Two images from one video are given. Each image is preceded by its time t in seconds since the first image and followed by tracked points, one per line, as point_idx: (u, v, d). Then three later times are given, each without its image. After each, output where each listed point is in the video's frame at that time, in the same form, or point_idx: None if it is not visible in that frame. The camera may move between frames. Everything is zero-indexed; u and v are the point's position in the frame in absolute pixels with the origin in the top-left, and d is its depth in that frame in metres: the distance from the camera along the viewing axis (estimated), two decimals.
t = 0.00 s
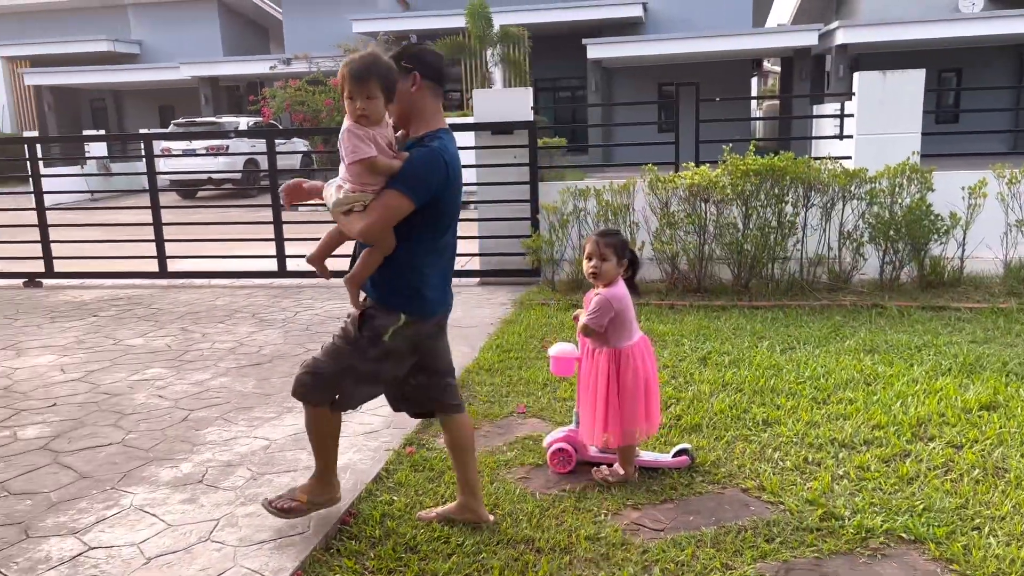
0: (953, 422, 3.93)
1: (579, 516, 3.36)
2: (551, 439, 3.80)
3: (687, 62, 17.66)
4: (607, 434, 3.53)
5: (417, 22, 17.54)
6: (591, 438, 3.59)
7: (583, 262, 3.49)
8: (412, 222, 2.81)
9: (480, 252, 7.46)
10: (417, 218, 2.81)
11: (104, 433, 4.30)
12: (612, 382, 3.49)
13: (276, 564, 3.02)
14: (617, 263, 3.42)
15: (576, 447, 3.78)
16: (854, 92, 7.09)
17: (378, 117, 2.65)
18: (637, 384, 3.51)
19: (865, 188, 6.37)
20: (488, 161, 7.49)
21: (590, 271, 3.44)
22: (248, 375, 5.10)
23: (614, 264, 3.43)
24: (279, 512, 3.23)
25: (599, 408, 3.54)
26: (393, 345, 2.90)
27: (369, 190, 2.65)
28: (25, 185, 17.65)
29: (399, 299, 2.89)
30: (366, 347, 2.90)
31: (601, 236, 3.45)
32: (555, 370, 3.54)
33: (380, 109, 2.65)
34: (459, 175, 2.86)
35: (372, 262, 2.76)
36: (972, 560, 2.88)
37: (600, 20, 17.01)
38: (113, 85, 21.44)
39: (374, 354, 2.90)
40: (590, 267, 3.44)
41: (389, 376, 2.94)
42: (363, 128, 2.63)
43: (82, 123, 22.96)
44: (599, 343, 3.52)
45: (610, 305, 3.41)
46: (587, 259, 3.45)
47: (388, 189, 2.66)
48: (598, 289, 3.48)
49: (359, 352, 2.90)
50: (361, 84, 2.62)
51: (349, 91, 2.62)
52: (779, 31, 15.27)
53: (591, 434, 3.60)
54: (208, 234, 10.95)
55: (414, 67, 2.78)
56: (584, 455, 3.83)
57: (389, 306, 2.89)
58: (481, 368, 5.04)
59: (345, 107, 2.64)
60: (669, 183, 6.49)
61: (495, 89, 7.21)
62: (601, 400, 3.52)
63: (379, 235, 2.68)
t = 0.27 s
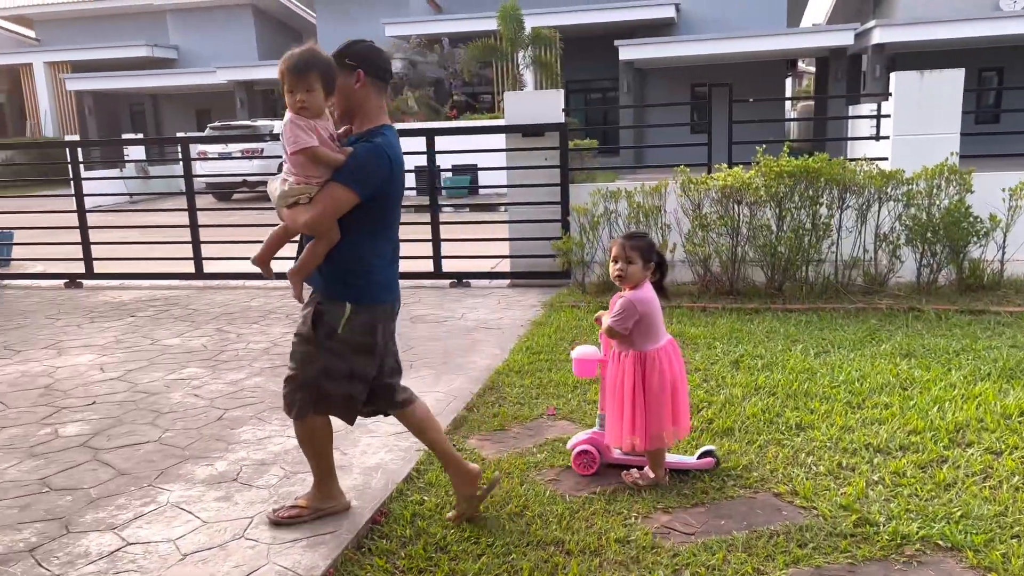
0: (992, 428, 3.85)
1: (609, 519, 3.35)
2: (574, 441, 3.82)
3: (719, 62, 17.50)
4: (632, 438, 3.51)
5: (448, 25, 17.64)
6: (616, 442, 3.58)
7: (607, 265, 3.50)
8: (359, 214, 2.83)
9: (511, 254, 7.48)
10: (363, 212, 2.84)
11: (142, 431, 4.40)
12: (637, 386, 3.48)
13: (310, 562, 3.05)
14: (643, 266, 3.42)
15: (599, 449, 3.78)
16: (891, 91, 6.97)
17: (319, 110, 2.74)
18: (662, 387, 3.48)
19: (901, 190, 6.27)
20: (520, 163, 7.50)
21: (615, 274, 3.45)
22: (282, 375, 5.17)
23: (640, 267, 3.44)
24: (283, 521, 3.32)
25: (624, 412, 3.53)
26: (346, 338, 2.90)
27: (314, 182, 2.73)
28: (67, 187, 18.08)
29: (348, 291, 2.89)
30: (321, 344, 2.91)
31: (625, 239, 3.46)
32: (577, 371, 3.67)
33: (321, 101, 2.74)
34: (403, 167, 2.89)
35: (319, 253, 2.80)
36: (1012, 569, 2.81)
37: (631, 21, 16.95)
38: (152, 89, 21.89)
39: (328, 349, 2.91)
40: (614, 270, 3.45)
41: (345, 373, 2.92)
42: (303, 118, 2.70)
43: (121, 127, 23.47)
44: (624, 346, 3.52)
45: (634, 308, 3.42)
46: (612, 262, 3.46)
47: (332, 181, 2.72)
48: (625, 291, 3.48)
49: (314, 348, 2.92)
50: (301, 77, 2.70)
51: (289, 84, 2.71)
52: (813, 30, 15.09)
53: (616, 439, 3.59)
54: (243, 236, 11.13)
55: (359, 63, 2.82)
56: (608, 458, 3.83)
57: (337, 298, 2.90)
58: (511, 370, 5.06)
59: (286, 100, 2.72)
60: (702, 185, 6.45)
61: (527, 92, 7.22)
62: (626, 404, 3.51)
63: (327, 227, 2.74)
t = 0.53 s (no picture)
0: None
1: (638, 521, 3.34)
2: (590, 442, 3.83)
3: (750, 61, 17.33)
4: (658, 438, 3.49)
5: (478, 26, 17.70)
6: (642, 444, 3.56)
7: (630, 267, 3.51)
8: (314, 199, 2.90)
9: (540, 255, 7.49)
10: (317, 195, 2.90)
11: (177, 428, 4.48)
12: (661, 386, 3.47)
13: (340, 559, 3.09)
14: (664, 265, 3.42)
15: (615, 450, 3.80)
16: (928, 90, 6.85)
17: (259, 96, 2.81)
18: (687, 388, 3.45)
19: (937, 191, 6.16)
20: (549, 164, 7.51)
21: (637, 275, 3.46)
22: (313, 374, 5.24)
23: (661, 268, 3.44)
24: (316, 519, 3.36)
25: (649, 413, 3.52)
26: (319, 326, 3.00)
27: (264, 165, 2.78)
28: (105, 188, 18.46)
29: (314, 280, 2.96)
30: (296, 335, 3.01)
31: (647, 240, 3.47)
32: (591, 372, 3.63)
33: (261, 86, 2.81)
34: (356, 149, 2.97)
35: (278, 239, 2.86)
36: None
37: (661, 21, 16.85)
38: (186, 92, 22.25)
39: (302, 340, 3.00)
40: (637, 272, 3.46)
41: (320, 362, 3.02)
42: (246, 105, 2.78)
43: (157, 129, 23.88)
44: (647, 346, 3.51)
45: (655, 308, 3.42)
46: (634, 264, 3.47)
47: (283, 164, 2.77)
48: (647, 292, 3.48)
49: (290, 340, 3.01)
50: (234, 64, 2.78)
51: (226, 72, 2.78)
52: (846, 29, 14.88)
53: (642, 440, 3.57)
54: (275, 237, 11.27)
55: (308, 54, 2.87)
56: (622, 460, 3.83)
57: (304, 288, 2.97)
58: (540, 371, 5.07)
59: (226, 89, 2.81)
60: (733, 186, 6.40)
61: (557, 93, 7.23)
62: (651, 405, 3.50)
63: (278, 208, 2.78)
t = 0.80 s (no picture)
0: None
1: (665, 522, 3.34)
2: (601, 441, 3.86)
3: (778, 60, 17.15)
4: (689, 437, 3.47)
5: (504, 27, 17.74)
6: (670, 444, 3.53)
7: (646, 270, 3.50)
8: (256, 210, 2.96)
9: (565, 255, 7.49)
10: (262, 207, 2.97)
11: (208, 425, 4.55)
12: (688, 384, 3.45)
13: (367, 556, 3.12)
14: (683, 266, 3.44)
15: (627, 449, 3.83)
16: (961, 89, 6.74)
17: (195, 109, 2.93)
18: (716, 385, 3.45)
19: (971, 190, 6.06)
20: (575, 164, 7.51)
21: (655, 277, 3.46)
22: (341, 373, 5.29)
23: (678, 268, 3.46)
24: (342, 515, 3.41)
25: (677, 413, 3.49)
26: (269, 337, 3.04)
27: (202, 178, 2.89)
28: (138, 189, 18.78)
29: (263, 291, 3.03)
30: (247, 347, 3.04)
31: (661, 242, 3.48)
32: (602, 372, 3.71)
33: (198, 102, 2.94)
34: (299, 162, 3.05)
35: (222, 250, 2.94)
36: None
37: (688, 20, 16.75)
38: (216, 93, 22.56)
39: (253, 351, 3.04)
40: (655, 274, 3.46)
41: (274, 372, 3.05)
42: (184, 121, 2.90)
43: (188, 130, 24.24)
44: (669, 347, 3.50)
45: (676, 307, 3.42)
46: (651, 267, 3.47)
47: (224, 176, 2.84)
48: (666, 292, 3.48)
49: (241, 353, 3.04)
50: (171, 81, 2.90)
51: (164, 91, 2.92)
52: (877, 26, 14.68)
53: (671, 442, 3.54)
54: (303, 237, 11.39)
55: (253, 68, 2.94)
56: (632, 458, 3.86)
57: (251, 300, 3.02)
58: (566, 370, 5.07)
59: (167, 107, 2.95)
60: (762, 185, 6.35)
61: (583, 93, 7.23)
62: (678, 404, 3.48)
63: (218, 219, 2.86)
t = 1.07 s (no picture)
0: None
1: (688, 522, 3.32)
2: (603, 440, 3.87)
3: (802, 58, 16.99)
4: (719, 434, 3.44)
5: (526, 26, 17.74)
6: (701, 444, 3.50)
7: (659, 275, 3.46)
8: (196, 202, 2.97)
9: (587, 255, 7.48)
10: (204, 200, 2.98)
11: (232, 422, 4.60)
12: (716, 382, 3.43)
13: (389, 553, 3.13)
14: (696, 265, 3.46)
15: (629, 446, 3.84)
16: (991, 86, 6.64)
17: (129, 108, 2.93)
18: (742, 379, 3.46)
19: (1000, 188, 5.96)
20: (597, 163, 7.49)
21: (671, 282, 3.42)
22: (364, 371, 5.32)
23: (691, 271, 3.44)
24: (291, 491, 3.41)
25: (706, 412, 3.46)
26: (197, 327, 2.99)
27: (145, 174, 2.91)
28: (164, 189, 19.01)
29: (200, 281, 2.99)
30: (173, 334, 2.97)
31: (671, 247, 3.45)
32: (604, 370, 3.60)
33: (131, 98, 2.94)
34: (241, 156, 3.08)
35: (169, 246, 2.95)
36: None
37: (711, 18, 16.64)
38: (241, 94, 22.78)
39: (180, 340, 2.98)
40: (670, 279, 3.43)
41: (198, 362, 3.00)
42: (117, 120, 2.91)
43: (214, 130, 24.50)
44: (690, 347, 3.47)
45: (697, 309, 3.40)
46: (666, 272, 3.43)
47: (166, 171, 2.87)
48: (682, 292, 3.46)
49: (163, 340, 2.97)
50: (98, 81, 2.88)
51: (92, 90, 2.90)
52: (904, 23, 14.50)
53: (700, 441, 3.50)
54: (327, 236, 11.46)
55: (190, 62, 2.99)
56: (637, 457, 3.86)
57: (188, 290, 2.98)
58: (588, 370, 5.06)
59: (97, 105, 2.92)
60: (786, 184, 6.30)
61: (605, 92, 7.22)
62: (706, 401, 3.44)
63: (162, 215, 2.89)
